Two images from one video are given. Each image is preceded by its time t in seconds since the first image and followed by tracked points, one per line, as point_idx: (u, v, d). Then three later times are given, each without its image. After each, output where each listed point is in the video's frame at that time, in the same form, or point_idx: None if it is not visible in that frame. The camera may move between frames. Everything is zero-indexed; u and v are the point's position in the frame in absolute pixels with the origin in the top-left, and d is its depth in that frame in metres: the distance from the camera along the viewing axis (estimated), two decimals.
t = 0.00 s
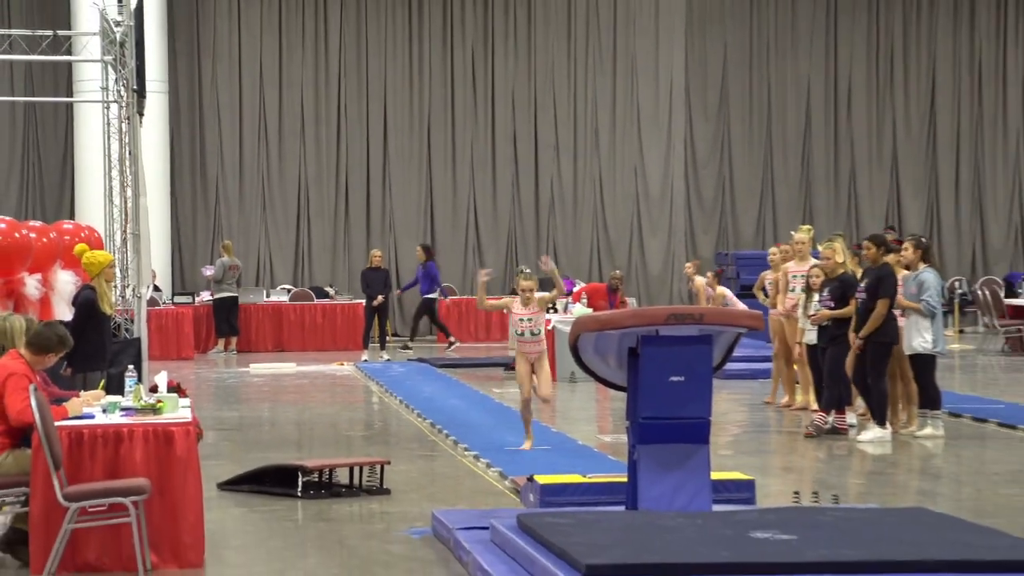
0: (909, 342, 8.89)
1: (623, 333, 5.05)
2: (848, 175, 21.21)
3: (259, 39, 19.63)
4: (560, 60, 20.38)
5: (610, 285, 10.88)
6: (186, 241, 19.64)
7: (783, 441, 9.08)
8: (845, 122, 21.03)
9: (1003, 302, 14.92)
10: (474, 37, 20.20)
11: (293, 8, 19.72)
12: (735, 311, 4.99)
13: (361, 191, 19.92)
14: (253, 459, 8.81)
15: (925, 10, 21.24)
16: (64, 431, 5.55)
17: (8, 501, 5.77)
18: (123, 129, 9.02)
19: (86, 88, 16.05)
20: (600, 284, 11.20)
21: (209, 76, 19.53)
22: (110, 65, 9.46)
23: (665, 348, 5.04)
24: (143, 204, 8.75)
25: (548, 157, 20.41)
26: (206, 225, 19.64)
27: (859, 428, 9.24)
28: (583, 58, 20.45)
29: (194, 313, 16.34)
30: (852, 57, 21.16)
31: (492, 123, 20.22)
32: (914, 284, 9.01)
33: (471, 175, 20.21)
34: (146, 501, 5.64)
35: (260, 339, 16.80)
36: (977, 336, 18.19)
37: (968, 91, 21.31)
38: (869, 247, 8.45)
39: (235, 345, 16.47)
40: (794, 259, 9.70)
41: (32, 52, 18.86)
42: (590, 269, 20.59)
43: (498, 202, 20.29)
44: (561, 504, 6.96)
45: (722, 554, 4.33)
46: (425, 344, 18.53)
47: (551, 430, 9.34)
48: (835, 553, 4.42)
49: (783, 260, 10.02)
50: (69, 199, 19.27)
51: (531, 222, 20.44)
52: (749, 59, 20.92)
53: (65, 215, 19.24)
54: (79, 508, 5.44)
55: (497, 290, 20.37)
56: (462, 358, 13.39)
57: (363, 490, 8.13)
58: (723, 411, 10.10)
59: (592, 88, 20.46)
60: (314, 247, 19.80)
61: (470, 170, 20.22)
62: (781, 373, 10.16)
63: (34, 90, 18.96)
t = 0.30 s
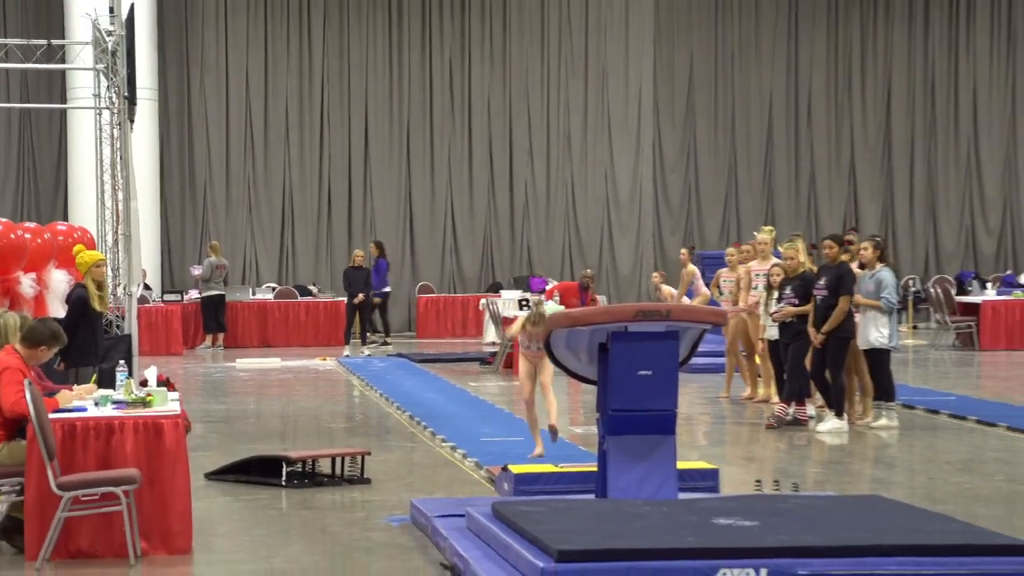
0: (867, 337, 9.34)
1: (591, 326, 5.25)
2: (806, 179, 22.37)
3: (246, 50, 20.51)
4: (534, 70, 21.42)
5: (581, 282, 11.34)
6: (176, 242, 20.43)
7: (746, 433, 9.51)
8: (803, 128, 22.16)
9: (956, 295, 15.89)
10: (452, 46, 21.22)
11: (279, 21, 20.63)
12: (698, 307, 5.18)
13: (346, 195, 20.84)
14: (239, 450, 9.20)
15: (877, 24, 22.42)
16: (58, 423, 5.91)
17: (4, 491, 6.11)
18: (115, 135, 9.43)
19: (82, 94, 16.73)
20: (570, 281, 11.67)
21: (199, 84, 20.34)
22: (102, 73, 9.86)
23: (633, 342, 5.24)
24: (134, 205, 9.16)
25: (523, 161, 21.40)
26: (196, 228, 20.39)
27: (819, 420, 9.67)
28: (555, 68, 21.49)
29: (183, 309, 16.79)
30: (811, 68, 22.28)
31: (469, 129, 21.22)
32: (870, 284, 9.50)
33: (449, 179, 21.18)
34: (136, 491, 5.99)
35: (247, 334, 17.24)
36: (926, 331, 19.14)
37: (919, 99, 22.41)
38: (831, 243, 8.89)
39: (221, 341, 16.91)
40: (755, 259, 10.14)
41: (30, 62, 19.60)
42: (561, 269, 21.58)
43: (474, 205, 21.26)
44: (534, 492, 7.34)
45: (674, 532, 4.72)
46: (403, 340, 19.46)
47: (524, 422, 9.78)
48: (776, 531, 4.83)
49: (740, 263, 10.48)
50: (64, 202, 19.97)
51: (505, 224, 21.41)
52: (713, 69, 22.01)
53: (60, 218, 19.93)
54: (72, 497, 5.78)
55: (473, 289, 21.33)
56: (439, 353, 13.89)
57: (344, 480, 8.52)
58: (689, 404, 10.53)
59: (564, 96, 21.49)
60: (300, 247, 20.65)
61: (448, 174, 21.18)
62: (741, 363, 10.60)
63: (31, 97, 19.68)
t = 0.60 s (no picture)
0: (827, 333, 9.90)
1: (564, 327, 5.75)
2: (767, 183, 23.27)
3: (234, 60, 21.35)
4: (508, 81, 22.21)
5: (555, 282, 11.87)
6: (168, 243, 21.24)
7: (713, 424, 10.02)
8: (766, 134, 23.05)
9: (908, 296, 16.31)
10: (431, 56, 22.05)
11: (265, 32, 21.50)
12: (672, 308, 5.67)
13: (330, 198, 21.79)
14: (230, 441, 9.70)
15: (833, 37, 23.36)
16: (58, 417, 6.42)
17: (8, 481, 6.61)
18: (110, 141, 9.89)
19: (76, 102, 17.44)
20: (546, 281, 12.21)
21: (189, 93, 21.20)
22: (97, 82, 10.32)
23: (603, 341, 5.75)
24: (129, 209, 9.62)
25: (499, 166, 22.23)
26: (188, 231, 21.31)
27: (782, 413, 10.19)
28: (528, 79, 22.24)
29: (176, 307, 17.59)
30: (772, 76, 23.18)
31: (448, 134, 22.06)
32: (831, 281, 9.88)
33: (429, 182, 22.01)
34: (132, 480, 6.49)
35: (236, 331, 18.05)
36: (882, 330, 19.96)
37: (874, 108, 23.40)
38: (789, 245, 9.37)
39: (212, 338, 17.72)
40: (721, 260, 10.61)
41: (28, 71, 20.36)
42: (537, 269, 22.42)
43: (453, 208, 22.08)
44: (511, 482, 7.81)
45: (631, 518, 5.21)
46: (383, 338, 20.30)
47: (500, 414, 10.32)
48: (723, 518, 5.32)
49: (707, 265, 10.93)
50: (62, 207, 20.70)
51: (483, 226, 22.24)
52: (680, 78, 22.86)
53: (58, 221, 20.68)
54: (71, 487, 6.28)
55: (451, 288, 22.18)
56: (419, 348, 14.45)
57: (331, 469, 9.03)
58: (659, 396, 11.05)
59: (537, 104, 22.26)
60: (287, 250, 21.57)
61: (427, 177, 22.04)
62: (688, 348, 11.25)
63: (28, 105, 20.45)
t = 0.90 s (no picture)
0: (784, 330, 10.57)
1: (536, 327, 6.55)
2: (728, 192, 25.56)
3: (231, 79, 23.38)
4: (487, 96, 24.43)
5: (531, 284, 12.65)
6: (170, 247, 23.21)
7: (677, 416, 10.77)
8: (725, 145, 25.33)
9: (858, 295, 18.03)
10: (415, 74, 24.20)
11: (259, 51, 23.57)
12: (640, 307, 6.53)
13: (321, 204, 23.81)
14: (227, 432, 10.40)
15: (790, 53, 25.80)
16: (68, 409, 7.02)
17: (19, 470, 7.18)
18: (115, 153, 10.59)
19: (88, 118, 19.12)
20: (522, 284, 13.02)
21: (189, 109, 23.20)
22: (103, 96, 11.02)
23: (575, 339, 6.56)
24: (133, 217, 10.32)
25: (478, 177, 24.42)
26: (189, 235, 23.26)
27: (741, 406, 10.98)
28: (506, 94, 24.49)
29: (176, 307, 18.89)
30: (730, 93, 25.49)
31: (431, 146, 24.22)
32: (788, 284, 10.65)
33: (412, 191, 24.18)
34: (136, 468, 7.07)
35: (233, 328, 19.35)
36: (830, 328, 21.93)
37: (828, 122, 25.75)
38: (745, 249, 10.18)
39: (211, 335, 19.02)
40: (684, 264, 11.41)
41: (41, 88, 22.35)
42: (512, 270, 24.60)
43: (434, 213, 24.26)
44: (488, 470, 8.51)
45: (597, 504, 5.89)
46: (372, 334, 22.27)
47: (478, 406, 11.10)
48: (675, 503, 5.99)
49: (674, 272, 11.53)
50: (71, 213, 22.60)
51: (463, 232, 24.41)
52: (645, 94, 25.13)
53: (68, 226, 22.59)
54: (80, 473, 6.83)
55: (434, 288, 24.31)
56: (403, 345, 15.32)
57: (321, 458, 9.75)
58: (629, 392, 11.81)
59: (514, 118, 24.53)
60: (280, 254, 23.65)
61: (410, 185, 24.17)
62: (648, 344, 11.99)
63: (42, 119, 22.36)
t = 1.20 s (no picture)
0: (755, 332, 11.21)
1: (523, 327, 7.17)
2: (698, 202, 27.42)
3: (233, 96, 25.13)
4: (474, 111, 26.23)
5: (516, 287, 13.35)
6: (176, 253, 25.05)
7: (654, 413, 11.42)
8: (696, 158, 27.17)
9: (822, 299, 19.35)
10: (407, 93, 25.97)
11: (261, 69, 25.33)
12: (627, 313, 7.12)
13: (317, 213, 25.73)
14: (230, 428, 11.05)
15: (757, 70, 27.60)
16: (80, 406, 7.43)
17: (33, 464, 7.58)
18: (124, 165, 11.21)
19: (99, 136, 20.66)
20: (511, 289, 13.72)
21: (194, 125, 24.98)
22: (112, 110, 11.64)
23: (559, 339, 7.20)
24: (141, 225, 10.95)
25: (466, 190, 26.26)
26: (194, 242, 25.09)
27: (714, 402, 11.68)
28: (493, 111, 26.32)
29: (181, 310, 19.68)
30: (701, 109, 27.33)
31: (422, 161, 26.04)
32: (758, 288, 11.20)
33: (404, 203, 26.02)
34: (144, 461, 7.50)
35: (233, 330, 20.16)
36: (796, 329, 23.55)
37: (794, 135, 27.62)
38: (718, 254, 10.83)
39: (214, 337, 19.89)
40: (661, 268, 12.10)
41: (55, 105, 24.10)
42: (496, 275, 26.47)
43: (423, 222, 26.09)
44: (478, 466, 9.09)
45: (575, 495, 6.45)
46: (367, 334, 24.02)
47: (467, 403, 11.80)
48: (644, 494, 6.56)
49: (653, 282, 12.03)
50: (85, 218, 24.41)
51: (451, 240, 26.21)
52: (623, 109, 27.00)
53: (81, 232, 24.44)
54: (90, 466, 7.22)
55: (424, 291, 26.16)
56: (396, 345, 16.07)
57: (318, 452, 10.40)
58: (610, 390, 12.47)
59: (500, 133, 26.38)
60: (281, 260, 25.50)
61: (401, 196, 26.00)
62: (623, 344, 12.45)
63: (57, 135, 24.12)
